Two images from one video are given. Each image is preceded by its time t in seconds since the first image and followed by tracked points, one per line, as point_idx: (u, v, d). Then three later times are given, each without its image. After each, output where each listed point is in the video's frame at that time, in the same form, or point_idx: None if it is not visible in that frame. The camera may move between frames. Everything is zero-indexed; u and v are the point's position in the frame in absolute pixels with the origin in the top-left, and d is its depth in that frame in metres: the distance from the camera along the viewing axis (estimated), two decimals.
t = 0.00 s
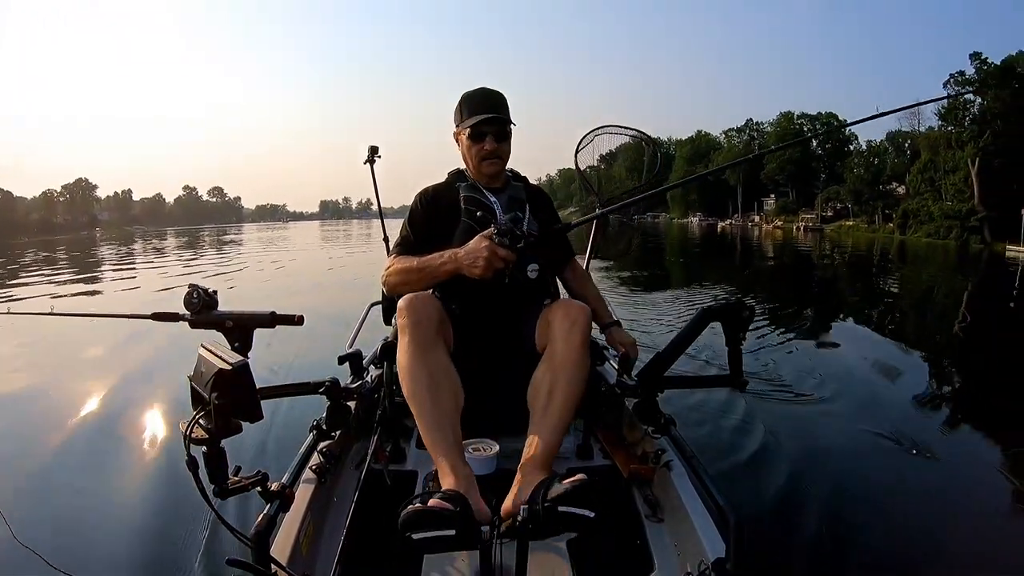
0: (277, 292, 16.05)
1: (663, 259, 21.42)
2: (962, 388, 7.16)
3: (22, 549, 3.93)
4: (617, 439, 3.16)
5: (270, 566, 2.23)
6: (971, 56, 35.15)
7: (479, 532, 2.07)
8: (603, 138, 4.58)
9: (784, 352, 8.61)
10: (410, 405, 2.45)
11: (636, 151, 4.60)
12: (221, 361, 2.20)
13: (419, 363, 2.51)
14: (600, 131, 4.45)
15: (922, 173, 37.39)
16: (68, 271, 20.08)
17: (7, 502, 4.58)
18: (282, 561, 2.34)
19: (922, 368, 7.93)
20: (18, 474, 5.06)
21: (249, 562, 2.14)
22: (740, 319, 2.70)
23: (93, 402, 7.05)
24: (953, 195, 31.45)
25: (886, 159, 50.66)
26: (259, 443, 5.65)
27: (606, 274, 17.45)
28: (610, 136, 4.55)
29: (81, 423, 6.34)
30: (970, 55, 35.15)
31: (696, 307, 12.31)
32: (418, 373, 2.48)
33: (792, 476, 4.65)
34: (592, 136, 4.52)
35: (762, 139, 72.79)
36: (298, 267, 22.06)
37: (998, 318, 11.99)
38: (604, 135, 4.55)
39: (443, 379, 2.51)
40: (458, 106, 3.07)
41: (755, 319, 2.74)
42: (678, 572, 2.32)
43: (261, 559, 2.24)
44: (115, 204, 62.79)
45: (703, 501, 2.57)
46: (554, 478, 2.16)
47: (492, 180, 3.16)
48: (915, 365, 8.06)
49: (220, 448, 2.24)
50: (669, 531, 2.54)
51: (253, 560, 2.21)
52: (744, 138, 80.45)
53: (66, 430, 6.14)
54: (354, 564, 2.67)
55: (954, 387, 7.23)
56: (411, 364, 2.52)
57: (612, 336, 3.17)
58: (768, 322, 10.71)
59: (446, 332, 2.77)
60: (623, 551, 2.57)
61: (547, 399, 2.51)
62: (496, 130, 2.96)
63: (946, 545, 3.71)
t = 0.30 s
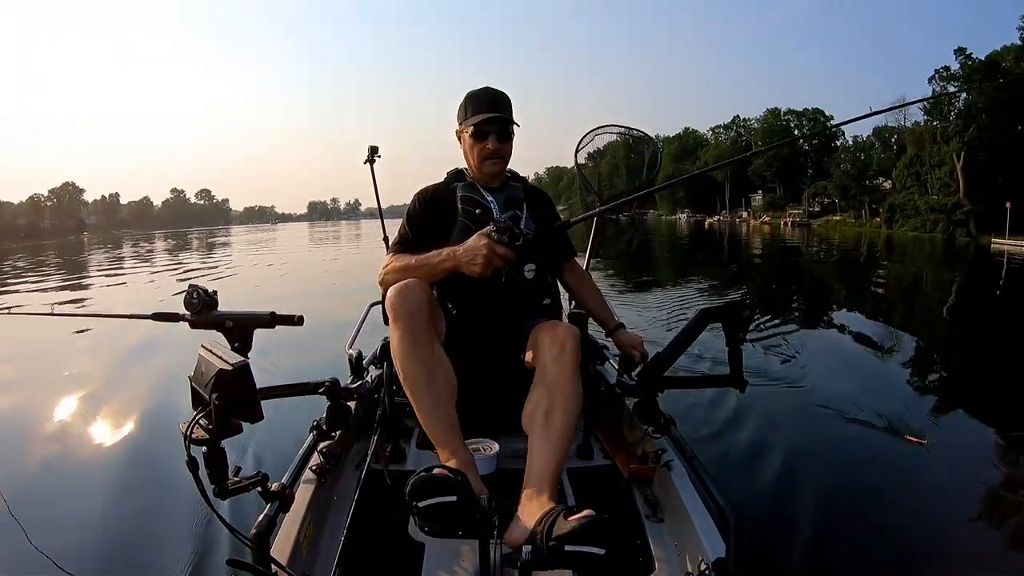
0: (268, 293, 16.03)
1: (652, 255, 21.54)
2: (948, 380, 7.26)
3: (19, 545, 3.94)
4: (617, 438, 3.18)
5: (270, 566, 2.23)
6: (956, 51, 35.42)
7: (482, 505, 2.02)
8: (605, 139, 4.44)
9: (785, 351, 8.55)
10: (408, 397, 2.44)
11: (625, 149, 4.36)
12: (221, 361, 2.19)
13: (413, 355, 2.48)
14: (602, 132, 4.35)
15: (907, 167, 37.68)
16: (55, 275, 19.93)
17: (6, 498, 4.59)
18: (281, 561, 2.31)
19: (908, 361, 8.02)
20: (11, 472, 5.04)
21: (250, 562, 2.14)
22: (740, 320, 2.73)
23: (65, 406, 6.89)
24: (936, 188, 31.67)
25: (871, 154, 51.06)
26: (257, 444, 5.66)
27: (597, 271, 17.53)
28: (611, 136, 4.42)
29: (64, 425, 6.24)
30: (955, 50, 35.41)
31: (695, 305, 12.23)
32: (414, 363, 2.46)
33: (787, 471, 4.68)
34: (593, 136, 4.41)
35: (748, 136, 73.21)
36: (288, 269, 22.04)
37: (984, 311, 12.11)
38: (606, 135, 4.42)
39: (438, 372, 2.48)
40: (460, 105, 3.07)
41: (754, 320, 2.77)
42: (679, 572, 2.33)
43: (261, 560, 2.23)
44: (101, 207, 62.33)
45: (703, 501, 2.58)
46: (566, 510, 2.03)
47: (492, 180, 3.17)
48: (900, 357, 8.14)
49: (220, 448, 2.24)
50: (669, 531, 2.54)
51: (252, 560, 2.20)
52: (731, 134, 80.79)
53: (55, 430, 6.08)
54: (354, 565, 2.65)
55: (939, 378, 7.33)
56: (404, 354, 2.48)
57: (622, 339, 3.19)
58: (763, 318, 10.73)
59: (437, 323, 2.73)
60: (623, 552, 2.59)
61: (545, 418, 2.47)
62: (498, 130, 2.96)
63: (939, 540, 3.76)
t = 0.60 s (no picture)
0: (262, 294, 16.00)
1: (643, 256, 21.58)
2: (939, 379, 7.31)
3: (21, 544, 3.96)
4: (617, 438, 3.18)
5: (270, 565, 2.23)
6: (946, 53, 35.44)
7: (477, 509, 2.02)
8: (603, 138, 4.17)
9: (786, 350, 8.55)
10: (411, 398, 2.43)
11: (617, 152, 4.14)
12: (220, 360, 2.19)
13: (417, 358, 2.47)
14: (600, 132, 4.09)
15: (898, 169, 37.74)
16: (47, 276, 19.83)
17: (9, 495, 4.63)
18: (281, 561, 2.31)
19: (900, 360, 8.07)
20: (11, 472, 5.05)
21: (249, 562, 2.14)
22: (740, 320, 2.74)
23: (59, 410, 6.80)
24: (924, 190, 31.76)
25: (863, 157, 51.21)
26: (254, 443, 5.66)
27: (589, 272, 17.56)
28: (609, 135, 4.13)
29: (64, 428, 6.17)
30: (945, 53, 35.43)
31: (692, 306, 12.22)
32: (418, 363, 2.46)
33: (785, 470, 4.70)
34: (592, 136, 4.16)
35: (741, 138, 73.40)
36: (281, 269, 22.02)
37: (974, 310, 12.17)
38: (604, 135, 4.14)
39: (442, 374, 2.49)
40: (455, 105, 3.08)
41: (754, 320, 2.78)
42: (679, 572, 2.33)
43: (261, 559, 2.23)
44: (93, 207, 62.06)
45: (703, 501, 2.58)
46: (567, 517, 2.05)
47: (489, 179, 3.18)
48: (891, 357, 8.18)
49: (219, 447, 2.23)
50: (669, 531, 2.55)
51: (252, 560, 2.20)
52: (724, 136, 81.00)
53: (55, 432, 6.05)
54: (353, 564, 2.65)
55: (930, 377, 7.38)
56: (409, 357, 2.48)
57: (624, 339, 3.20)
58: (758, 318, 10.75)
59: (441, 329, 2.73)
60: (625, 551, 2.59)
61: (546, 420, 2.46)
62: (492, 128, 2.97)
63: (935, 537, 3.78)
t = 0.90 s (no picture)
0: (257, 294, 15.98)
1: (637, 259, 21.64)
2: (934, 381, 7.34)
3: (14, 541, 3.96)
4: (617, 438, 3.19)
5: (269, 565, 2.23)
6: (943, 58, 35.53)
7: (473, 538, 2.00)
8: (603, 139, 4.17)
9: (786, 350, 8.55)
10: (413, 415, 2.45)
11: (614, 153, 4.15)
12: (220, 360, 2.19)
13: (420, 375, 2.50)
14: (600, 132, 4.10)
15: (893, 172, 37.82)
16: (41, 272, 19.75)
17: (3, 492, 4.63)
18: (281, 560, 2.32)
19: (896, 362, 8.10)
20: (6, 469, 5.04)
21: (249, 562, 2.14)
22: (740, 319, 2.75)
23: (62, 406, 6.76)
24: (918, 195, 31.85)
25: (858, 160, 51.37)
26: (251, 441, 5.66)
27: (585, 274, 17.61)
28: (609, 137, 4.13)
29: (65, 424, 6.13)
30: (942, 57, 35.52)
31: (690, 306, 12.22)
32: (420, 380, 2.48)
33: (783, 470, 4.71)
34: (591, 137, 4.16)
35: (737, 140, 73.49)
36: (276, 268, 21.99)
37: (967, 314, 12.24)
38: (604, 136, 4.14)
39: (443, 387, 2.51)
40: (453, 104, 3.08)
41: (754, 320, 2.79)
42: (679, 572, 2.33)
43: (261, 558, 2.23)
44: (89, 206, 61.87)
45: (703, 501, 2.58)
46: (555, 479, 2.14)
47: (489, 177, 3.18)
48: (886, 359, 8.22)
49: (219, 447, 2.23)
50: (668, 531, 2.56)
51: (252, 559, 2.20)
52: (720, 138, 81.10)
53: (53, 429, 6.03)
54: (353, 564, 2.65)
55: (925, 380, 7.42)
56: (413, 374, 2.50)
57: (619, 338, 3.22)
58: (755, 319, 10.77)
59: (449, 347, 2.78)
60: (623, 551, 2.59)
61: (546, 390, 2.50)
62: (492, 126, 2.96)
63: (931, 537, 3.80)
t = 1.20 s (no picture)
0: (256, 294, 15.97)
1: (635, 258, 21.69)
2: (932, 380, 7.37)
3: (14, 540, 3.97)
4: (617, 438, 3.20)
5: (269, 565, 2.23)
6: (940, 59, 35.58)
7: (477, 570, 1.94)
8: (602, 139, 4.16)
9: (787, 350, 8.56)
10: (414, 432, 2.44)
11: (613, 153, 4.14)
12: (221, 361, 2.19)
13: (424, 394, 2.50)
14: (600, 133, 4.08)
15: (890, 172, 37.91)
16: (39, 272, 19.75)
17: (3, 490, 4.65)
18: (281, 561, 2.32)
19: (892, 362, 8.13)
20: (6, 468, 5.05)
21: (250, 562, 2.14)
22: (739, 320, 2.76)
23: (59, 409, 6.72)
24: (914, 195, 31.91)
25: (855, 160, 51.49)
26: (251, 442, 5.65)
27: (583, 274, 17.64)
28: (608, 137, 4.11)
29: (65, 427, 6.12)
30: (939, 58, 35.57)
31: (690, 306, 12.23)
32: (424, 398, 2.49)
33: (782, 470, 4.71)
34: (592, 137, 4.14)
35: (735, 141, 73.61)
36: (274, 268, 21.98)
37: (964, 314, 12.28)
38: (603, 136, 4.12)
39: (447, 406, 2.49)
40: (454, 106, 3.09)
41: (753, 321, 2.80)
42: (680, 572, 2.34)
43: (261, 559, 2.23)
44: (87, 206, 61.72)
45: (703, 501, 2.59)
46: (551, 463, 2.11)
47: (490, 177, 3.19)
48: (879, 359, 8.23)
49: (219, 448, 2.23)
50: (668, 531, 2.57)
51: (252, 560, 2.20)
52: (718, 138, 81.23)
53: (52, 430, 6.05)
54: (354, 564, 2.65)
55: (922, 379, 7.44)
56: (416, 394, 2.51)
57: (622, 341, 3.22)
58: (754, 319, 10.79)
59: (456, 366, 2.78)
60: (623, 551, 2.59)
61: (543, 381, 2.51)
62: (492, 127, 2.97)
63: (929, 537, 3.81)
